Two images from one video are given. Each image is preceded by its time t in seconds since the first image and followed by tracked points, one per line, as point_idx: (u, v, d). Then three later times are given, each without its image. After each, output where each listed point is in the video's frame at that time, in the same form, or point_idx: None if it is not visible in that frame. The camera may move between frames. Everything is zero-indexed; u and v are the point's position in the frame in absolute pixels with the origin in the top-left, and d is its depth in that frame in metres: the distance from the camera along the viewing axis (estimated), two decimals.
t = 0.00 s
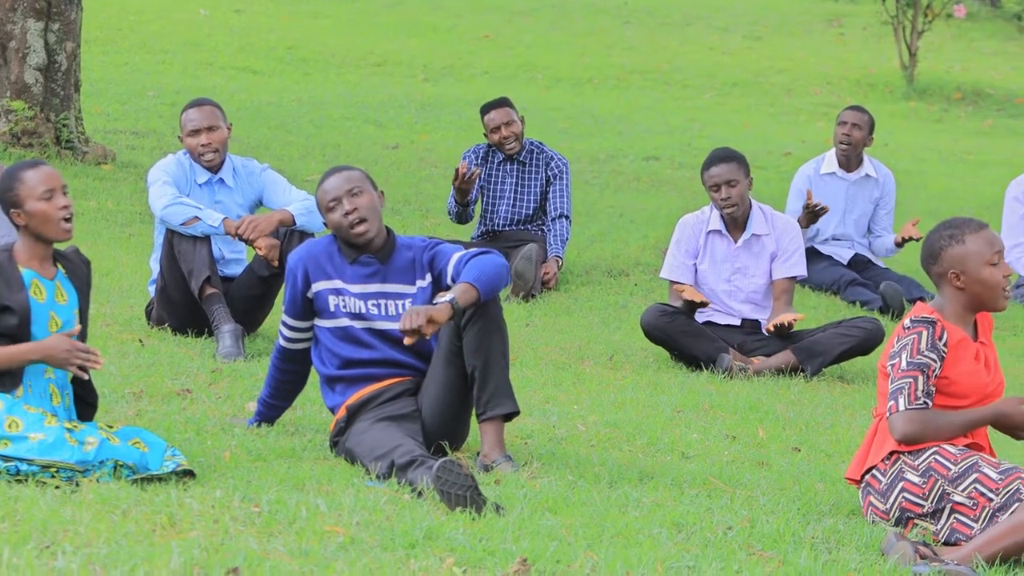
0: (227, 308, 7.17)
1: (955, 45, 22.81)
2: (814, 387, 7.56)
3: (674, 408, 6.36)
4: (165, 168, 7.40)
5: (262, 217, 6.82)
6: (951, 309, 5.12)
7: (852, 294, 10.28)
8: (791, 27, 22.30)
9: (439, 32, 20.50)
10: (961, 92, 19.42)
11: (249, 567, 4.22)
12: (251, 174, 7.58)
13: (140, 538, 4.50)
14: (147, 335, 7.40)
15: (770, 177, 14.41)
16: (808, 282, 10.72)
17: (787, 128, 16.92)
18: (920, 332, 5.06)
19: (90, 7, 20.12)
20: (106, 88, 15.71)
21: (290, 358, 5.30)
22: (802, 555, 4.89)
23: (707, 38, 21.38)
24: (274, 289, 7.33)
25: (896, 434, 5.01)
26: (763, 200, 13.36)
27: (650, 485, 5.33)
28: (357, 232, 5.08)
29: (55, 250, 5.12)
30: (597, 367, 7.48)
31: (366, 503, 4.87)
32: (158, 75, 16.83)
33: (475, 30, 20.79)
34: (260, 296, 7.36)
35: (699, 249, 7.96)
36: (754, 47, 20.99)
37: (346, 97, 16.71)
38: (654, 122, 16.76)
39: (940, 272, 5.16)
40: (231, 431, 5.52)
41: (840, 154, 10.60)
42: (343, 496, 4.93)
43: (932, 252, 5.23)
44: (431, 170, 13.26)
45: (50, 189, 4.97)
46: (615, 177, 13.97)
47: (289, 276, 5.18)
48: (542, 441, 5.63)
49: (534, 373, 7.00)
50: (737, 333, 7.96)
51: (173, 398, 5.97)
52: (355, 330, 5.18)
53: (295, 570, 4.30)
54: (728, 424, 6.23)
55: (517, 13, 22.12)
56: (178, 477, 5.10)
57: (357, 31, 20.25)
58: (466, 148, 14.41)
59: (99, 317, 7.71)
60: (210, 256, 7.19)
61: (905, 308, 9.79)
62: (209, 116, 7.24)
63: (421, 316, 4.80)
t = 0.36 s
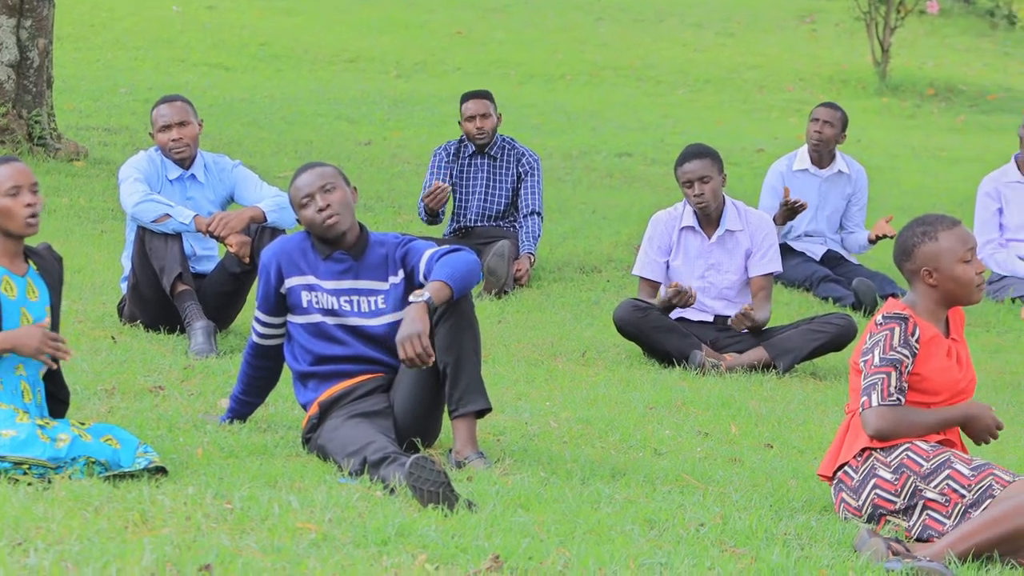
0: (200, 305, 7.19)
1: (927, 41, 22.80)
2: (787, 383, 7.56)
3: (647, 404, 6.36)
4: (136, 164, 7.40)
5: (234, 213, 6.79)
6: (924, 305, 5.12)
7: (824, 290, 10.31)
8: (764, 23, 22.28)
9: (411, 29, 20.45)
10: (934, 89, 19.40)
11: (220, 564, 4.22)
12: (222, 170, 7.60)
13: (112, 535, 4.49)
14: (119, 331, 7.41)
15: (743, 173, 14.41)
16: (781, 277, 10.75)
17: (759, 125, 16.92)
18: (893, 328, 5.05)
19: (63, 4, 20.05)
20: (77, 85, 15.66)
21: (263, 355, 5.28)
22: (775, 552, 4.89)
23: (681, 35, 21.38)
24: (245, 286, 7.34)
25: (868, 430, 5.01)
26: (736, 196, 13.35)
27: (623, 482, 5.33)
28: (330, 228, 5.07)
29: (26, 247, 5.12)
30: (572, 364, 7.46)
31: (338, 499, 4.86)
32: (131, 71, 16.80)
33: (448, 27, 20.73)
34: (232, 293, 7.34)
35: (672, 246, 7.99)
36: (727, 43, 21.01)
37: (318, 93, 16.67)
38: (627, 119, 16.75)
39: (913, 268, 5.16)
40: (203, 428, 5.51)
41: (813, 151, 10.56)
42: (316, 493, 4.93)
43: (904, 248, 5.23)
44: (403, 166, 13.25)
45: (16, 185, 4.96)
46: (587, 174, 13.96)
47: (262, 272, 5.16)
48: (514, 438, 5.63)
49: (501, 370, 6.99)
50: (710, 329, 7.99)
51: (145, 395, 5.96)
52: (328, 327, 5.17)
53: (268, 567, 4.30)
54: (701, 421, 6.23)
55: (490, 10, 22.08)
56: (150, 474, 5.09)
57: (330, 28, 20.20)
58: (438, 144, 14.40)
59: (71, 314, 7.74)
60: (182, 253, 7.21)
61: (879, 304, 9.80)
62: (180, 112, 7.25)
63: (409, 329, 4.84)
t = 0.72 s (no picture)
0: (171, 301, 7.23)
1: (899, 36, 22.75)
2: (759, 378, 7.57)
3: (619, 400, 6.37)
4: (108, 160, 7.43)
5: (205, 209, 6.81)
6: (896, 300, 5.11)
7: (796, 285, 10.36)
8: (736, 19, 22.27)
9: (383, 24, 20.40)
10: (906, 84, 19.38)
11: (192, 562, 4.21)
12: (194, 166, 7.60)
13: (83, 530, 4.48)
14: (90, 327, 7.43)
15: (714, 169, 14.40)
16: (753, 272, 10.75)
17: (732, 121, 16.90)
18: (866, 323, 5.05)
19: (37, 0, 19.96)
20: (48, 79, 15.61)
21: (235, 351, 5.28)
22: (746, 547, 4.90)
23: (652, 30, 21.37)
24: (216, 281, 7.35)
25: (842, 425, 5.01)
26: (708, 192, 13.34)
27: (594, 477, 5.32)
28: (304, 222, 5.05)
29: None
30: (546, 360, 7.44)
31: (310, 495, 4.85)
32: (102, 64, 16.74)
33: (419, 22, 20.66)
34: (203, 289, 7.37)
35: (644, 241, 8.01)
36: (698, 38, 21.02)
37: (289, 88, 16.62)
38: (598, 114, 16.74)
39: (885, 262, 5.15)
40: (174, 424, 5.51)
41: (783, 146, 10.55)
42: (288, 488, 4.92)
43: (875, 241, 5.23)
44: (375, 162, 13.23)
45: None
46: (558, 170, 13.95)
47: (233, 268, 5.15)
48: (486, 433, 5.63)
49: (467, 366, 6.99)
50: (681, 324, 7.95)
51: (116, 391, 5.96)
52: (299, 323, 5.16)
53: (239, 564, 4.29)
54: (673, 415, 6.23)
55: (460, 5, 21.99)
56: (122, 470, 5.07)
57: (301, 21, 20.11)
58: (410, 140, 14.38)
59: (41, 309, 7.75)
60: (154, 248, 7.23)
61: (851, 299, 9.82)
62: (153, 107, 7.28)
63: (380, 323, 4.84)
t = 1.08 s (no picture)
0: (152, 299, 7.28)
1: (880, 34, 22.68)
2: (739, 376, 7.57)
3: (599, 397, 6.37)
4: (88, 157, 7.43)
5: (187, 207, 6.82)
6: (876, 298, 5.12)
7: (777, 283, 10.36)
8: (717, 18, 22.23)
9: (364, 21, 20.33)
10: (886, 82, 19.34)
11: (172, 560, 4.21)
12: (174, 164, 7.61)
13: (63, 529, 4.47)
14: (70, 325, 7.45)
15: (695, 167, 14.38)
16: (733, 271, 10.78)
17: (712, 118, 16.88)
18: (845, 321, 5.05)
19: None
20: (29, 76, 15.56)
21: (215, 349, 5.27)
22: (727, 545, 4.90)
23: (633, 28, 21.33)
24: (196, 280, 7.39)
25: (821, 423, 5.01)
26: (689, 190, 13.33)
27: (575, 475, 5.32)
28: (289, 220, 5.03)
29: None
30: (529, 358, 7.43)
31: (290, 493, 4.85)
32: (82, 60, 16.67)
33: (399, 19, 20.57)
34: (184, 286, 7.41)
35: (623, 240, 8.02)
36: (679, 36, 20.98)
37: (269, 86, 16.56)
38: (579, 111, 16.70)
39: (864, 259, 5.16)
40: (155, 422, 5.51)
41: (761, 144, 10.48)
42: (268, 486, 4.92)
43: (855, 238, 5.24)
44: (355, 159, 13.22)
45: None
46: (539, 167, 13.93)
47: (214, 267, 5.14)
48: (466, 431, 5.63)
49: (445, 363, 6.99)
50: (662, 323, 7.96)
51: (97, 389, 5.96)
52: (279, 321, 5.16)
53: (219, 563, 4.29)
54: (653, 413, 6.23)
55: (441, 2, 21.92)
56: (103, 468, 5.06)
57: (279, 19, 19.93)
58: (390, 138, 14.36)
59: (21, 308, 7.76)
60: (134, 246, 7.25)
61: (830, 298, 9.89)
62: (134, 104, 7.28)
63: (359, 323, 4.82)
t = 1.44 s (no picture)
0: (132, 298, 7.30)
1: (861, 32, 22.62)
2: (720, 375, 7.58)
3: (580, 396, 6.37)
4: (69, 156, 7.43)
5: (167, 205, 6.80)
6: (857, 296, 5.12)
7: (758, 282, 10.40)
8: (698, 16, 22.21)
9: (344, 19, 20.25)
10: (867, 81, 19.31)
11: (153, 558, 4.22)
12: (155, 163, 7.62)
13: (44, 528, 4.47)
14: (52, 324, 7.44)
15: (676, 165, 14.38)
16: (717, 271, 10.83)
17: (693, 117, 16.87)
18: (826, 320, 5.06)
19: None
20: (10, 74, 15.51)
21: (195, 348, 5.27)
22: (707, 543, 4.90)
23: (613, 26, 21.30)
24: (178, 279, 7.40)
25: (802, 421, 5.01)
26: (670, 189, 13.33)
27: (557, 474, 5.32)
28: (267, 222, 5.03)
29: None
30: (511, 358, 7.43)
31: (271, 492, 4.85)
32: (64, 58, 16.61)
33: (380, 18, 20.47)
34: (165, 286, 7.41)
35: (606, 240, 8.01)
36: (660, 35, 20.97)
37: (251, 85, 16.51)
38: (559, 110, 16.67)
39: (845, 256, 5.16)
40: (136, 421, 5.50)
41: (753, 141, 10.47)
42: (249, 485, 4.91)
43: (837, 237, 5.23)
44: (336, 158, 13.22)
45: None
46: (520, 166, 13.92)
47: (194, 266, 5.13)
48: (447, 430, 5.63)
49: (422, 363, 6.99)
50: (643, 322, 8.00)
51: (78, 388, 5.96)
52: (260, 321, 5.16)
53: (200, 561, 4.29)
54: (634, 412, 6.23)
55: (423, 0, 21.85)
56: (83, 466, 5.05)
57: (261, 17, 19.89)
58: (371, 136, 14.35)
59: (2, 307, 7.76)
60: (115, 245, 7.30)
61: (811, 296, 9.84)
62: (115, 103, 7.29)
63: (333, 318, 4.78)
